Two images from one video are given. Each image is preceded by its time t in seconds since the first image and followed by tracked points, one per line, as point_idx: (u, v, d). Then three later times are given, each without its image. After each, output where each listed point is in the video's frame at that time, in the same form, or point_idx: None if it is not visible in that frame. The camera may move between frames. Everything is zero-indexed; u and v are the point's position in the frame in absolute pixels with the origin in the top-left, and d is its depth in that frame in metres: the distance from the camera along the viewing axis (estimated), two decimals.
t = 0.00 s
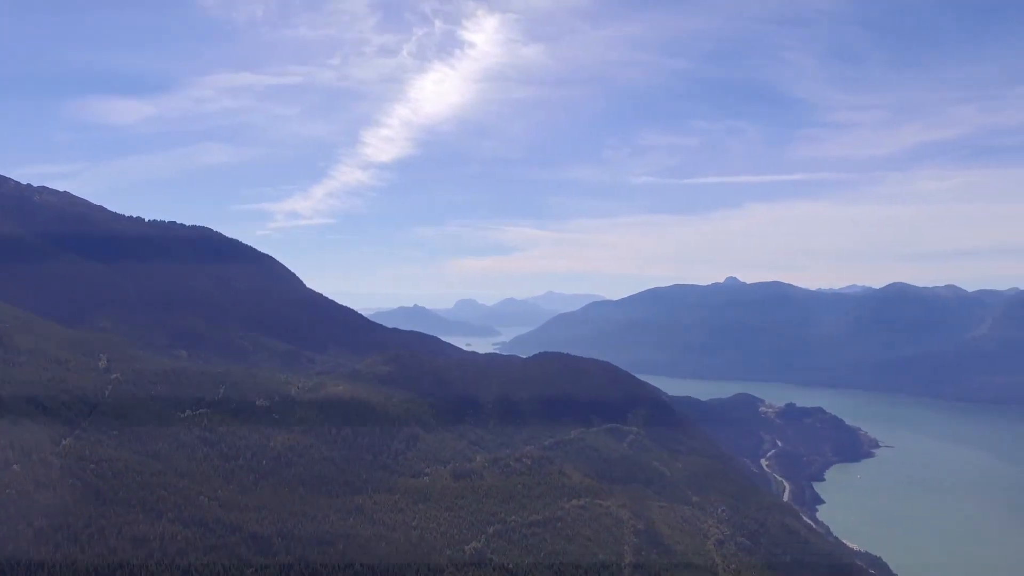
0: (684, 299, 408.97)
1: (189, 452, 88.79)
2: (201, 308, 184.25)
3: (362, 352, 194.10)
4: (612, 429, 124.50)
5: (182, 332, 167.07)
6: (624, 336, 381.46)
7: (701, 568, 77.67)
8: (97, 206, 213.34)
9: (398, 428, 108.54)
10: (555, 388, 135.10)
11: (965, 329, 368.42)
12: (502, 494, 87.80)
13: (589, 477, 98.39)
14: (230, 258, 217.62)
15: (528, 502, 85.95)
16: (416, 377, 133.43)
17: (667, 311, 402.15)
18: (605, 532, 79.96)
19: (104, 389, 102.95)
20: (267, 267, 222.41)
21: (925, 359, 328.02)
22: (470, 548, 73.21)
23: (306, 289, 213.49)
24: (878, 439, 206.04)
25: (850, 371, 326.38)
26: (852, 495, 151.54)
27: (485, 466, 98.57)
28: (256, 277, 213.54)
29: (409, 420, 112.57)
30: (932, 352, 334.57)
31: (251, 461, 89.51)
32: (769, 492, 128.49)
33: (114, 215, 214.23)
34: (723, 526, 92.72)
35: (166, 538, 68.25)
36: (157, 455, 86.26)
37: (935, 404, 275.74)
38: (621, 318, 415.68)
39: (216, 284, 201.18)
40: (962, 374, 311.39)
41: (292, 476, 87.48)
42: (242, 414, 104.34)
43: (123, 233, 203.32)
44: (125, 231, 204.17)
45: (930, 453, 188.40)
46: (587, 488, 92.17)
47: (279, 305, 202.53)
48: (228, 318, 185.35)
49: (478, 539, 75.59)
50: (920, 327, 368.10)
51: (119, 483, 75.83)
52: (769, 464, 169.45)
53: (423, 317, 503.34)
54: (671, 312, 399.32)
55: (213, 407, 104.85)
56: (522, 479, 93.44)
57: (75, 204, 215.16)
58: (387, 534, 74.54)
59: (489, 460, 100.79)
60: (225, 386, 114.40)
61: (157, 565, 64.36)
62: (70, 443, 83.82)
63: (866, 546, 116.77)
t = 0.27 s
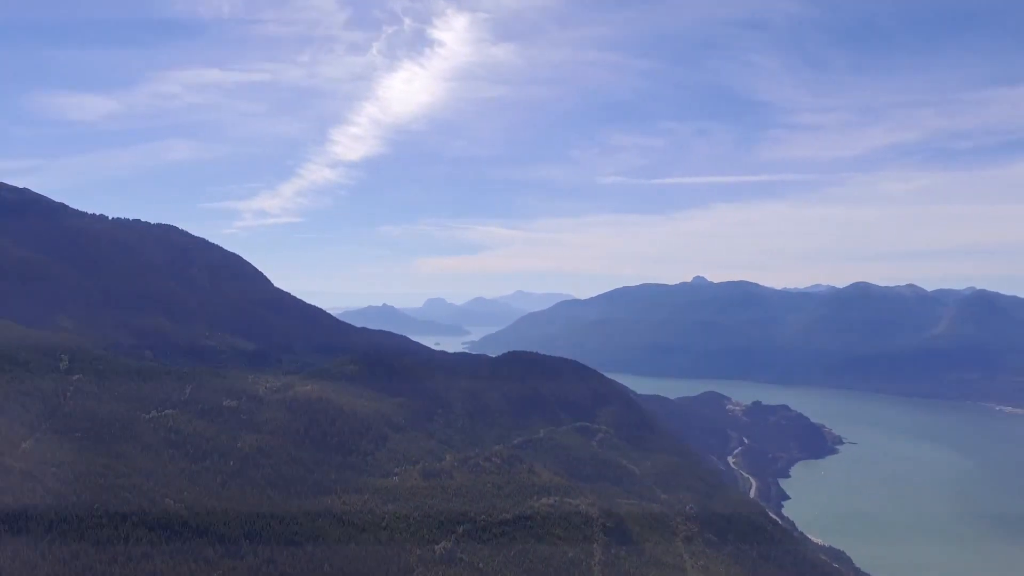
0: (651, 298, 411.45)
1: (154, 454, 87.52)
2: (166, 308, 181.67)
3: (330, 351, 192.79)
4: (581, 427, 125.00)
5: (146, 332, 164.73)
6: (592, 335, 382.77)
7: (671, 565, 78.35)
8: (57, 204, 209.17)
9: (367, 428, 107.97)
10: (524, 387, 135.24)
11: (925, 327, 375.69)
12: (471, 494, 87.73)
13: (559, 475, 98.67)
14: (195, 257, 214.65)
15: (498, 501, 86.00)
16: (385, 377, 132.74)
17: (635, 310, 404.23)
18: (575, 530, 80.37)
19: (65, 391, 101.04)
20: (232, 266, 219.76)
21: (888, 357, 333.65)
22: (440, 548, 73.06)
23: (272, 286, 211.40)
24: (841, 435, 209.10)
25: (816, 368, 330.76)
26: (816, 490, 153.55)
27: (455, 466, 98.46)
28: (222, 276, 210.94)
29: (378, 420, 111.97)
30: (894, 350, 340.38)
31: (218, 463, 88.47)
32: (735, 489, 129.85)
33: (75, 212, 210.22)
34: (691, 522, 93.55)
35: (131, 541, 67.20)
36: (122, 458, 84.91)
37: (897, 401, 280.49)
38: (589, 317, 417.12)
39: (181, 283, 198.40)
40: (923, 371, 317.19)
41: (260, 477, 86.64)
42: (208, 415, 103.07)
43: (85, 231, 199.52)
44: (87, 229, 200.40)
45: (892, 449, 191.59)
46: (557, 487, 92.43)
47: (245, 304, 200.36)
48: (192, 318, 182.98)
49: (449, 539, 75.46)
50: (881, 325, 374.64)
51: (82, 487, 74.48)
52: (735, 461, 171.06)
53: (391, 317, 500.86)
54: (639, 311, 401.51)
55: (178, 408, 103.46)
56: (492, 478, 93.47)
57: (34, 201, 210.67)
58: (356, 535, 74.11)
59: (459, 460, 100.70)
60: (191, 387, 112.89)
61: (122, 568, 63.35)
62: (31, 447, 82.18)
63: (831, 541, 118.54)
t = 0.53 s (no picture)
0: (623, 298, 413.44)
1: (121, 456, 86.34)
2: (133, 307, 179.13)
3: (301, 351, 191.36)
4: (554, 426, 125.32)
5: (113, 332, 162.41)
6: (564, 334, 383.72)
7: (642, 563, 78.75)
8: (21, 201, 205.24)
9: (338, 428, 107.34)
10: (496, 386, 135.23)
11: (892, 326, 381.01)
12: (443, 493, 87.54)
13: (531, 474, 98.81)
14: (163, 255, 211.79)
15: (470, 500, 85.93)
16: (356, 376, 132.02)
17: (607, 309, 405.86)
18: (546, 528, 80.48)
19: (29, 393, 99.30)
20: (202, 264, 217.19)
21: (855, 355, 338.29)
22: (412, 548, 72.82)
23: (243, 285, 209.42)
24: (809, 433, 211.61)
25: (785, 366, 334.36)
26: (785, 487, 155.28)
27: (426, 465, 98.24)
28: (191, 275, 208.41)
29: (349, 419, 111.35)
30: (861, 348, 345.20)
31: (186, 464, 87.48)
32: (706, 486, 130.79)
33: (39, 210, 206.42)
34: (662, 520, 94.14)
35: (96, 545, 66.22)
36: (87, 460, 83.67)
37: (864, 398, 284.47)
38: (561, 316, 418.40)
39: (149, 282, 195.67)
40: (889, 369, 322.07)
41: (229, 479, 85.78)
42: (177, 416, 101.84)
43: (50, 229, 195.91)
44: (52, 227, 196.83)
45: (859, 446, 194.24)
46: (529, 486, 92.56)
47: (215, 304, 198.20)
48: (161, 317, 180.96)
49: (421, 539, 75.27)
50: (849, 324, 379.70)
51: (46, 491, 73.24)
52: (706, 459, 172.41)
53: (362, 316, 498.31)
54: (611, 310, 403.12)
55: (146, 409, 102.15)
56: (464, 477, 93.37)
57: None
58: (327, 536, 73.64)
59: (431, 459, 100.44)
60: (159, 388, 111.49)
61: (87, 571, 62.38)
62: None
63: (799, 536, 119.98)
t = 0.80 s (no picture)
0: (597, 297, 415.00)
1: (89, 458, 85.25)
2: (103, 307, 176.78)
3: (273, 352, 190.02)
4: (528, 425, 125.55)
5: (82, 331, 160.24)
6: (538, 334, 384.51)
7: (616, 561, 79.10)
8: None
9: (311, 429, 106.67)
10: (470, 386, 135.13)
11: (861, 324, 385.91)
12: (417, 493, 87.34)
13: (505, 474, 98.90)
14: (134, 253, 209.06)
15: (444, 500, 85.82)
16: (329, 376, 131.33)
17: (581, 309, 407.11)
18: (520, 527, 80.60)
19: None
20: (172, 263, 214.78)
21: (824, 353, 342.35)
22: (385, 548, 72.65)
23: (215, 284, 207.48)
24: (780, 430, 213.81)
25: (756, 364, 337.49)
26: (757, 484, 156.81)
27: (400, 465, 97.97)
28: (162, 274, 206.14)
29: (322, 419, 110.74)
30: (831, 346, 349.35)
31: (156, 465, 86.58)
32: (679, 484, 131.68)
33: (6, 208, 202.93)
34: (635, 518, 94.62)
35: (64, 547, 65.40)
36: (56, 462, 82.54)
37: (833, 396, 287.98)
38: (535, 315, 419.03)
39: (119, 281, 193.18)
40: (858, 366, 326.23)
41: (200, 480, 85.03)
42: (147, 417, 100.72)
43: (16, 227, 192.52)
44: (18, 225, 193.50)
45: (829, 443, 196.55)
46: (503, 485, 92.59)
47: (186, 303, 196.08)
48: (131, 317, 178.68)
49: (394, 539, 75.07)
50: (818, 322, 384.05)
51: (13, 493, 72.18)
52: (679, 456, 173.62)
53: (336, 315, 495.79)
54: (585, 309, 404.44)
55: (116, 410, 100.90)
56: (437, 477, 93.22)
57: None
58: (299, 537, 73.23)
59: (404, 459, 100.20)
60: (130, 388, 110.17)
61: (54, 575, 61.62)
62: None
63: (769, 532, 121.25)
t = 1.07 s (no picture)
0: (569, 296, 416.00)
1: (57, 460, 83.97)
2: (69, 305, 174.02)
3: (243, 351, 188.27)
4: (500, 424, 125.60)
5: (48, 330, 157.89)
6: (510, 332, 384.77)
7: (588, 558, 79.41)
8: None
9: (282, 429, 105.87)
10: (442, 385, 134.84)
11: (828, 324, 390.42)
12: (390, 493, 87.02)
13: (477, 473, 98.86)
14: (101, 251, 205.97)
15: (417, 500, 85.62)
16: (301, 375, 130.45)
17: (553, 307, 407.77)
18: (493, 526, 80.67)
19: None
20: (140, 261, 211.96)
21: (793, 351, 346.11)
22: (358, 548, 72.33)
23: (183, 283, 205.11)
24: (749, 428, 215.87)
25: (726, 363, 340.41)
26: (727, 481, 158.23)
27: (372, 465, 97.57)
28: (130, 272, 203.40)
29: (294, 419, 109.95)
30: (799, 345, 353.31)
31: (125, 467, 85.48)
32: (650, 481, 132.49)
33: None
34: (608, 515, 95.02)
35: (32, 550, 64.36)
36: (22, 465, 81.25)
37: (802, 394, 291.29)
38: (508, 314, 419.07)
39: (85, 279, 190.32)
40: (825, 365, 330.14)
41: (170, 481, 84.07)
42: (116, 418, 99.40)
43: None
44: None
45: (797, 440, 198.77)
46: (476, 484, 92.55)
47: (154, 302, 193.63)
48: (99, 315, 176.15)
49: (367, 539, 74.77)
50: (787, 321, 388.09)
51: None
52: (650, 454, 174.68)
53: (306, 314, 492.32)
54: (557, 308, 405.22)
55: (84, 411, 99.42)
56: (410, 476, 92.91)
57: None
58: (271, 538, 72.68)
59: (377, 458, 99.78)
60: (97, 388, 108.61)
61: None
62: None
63: (739, 528, 122.44)
